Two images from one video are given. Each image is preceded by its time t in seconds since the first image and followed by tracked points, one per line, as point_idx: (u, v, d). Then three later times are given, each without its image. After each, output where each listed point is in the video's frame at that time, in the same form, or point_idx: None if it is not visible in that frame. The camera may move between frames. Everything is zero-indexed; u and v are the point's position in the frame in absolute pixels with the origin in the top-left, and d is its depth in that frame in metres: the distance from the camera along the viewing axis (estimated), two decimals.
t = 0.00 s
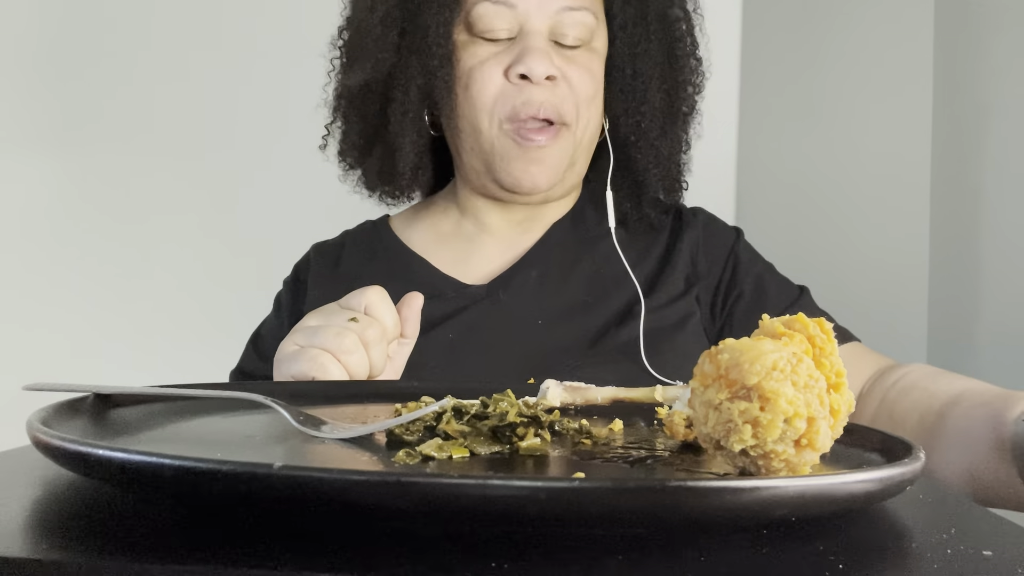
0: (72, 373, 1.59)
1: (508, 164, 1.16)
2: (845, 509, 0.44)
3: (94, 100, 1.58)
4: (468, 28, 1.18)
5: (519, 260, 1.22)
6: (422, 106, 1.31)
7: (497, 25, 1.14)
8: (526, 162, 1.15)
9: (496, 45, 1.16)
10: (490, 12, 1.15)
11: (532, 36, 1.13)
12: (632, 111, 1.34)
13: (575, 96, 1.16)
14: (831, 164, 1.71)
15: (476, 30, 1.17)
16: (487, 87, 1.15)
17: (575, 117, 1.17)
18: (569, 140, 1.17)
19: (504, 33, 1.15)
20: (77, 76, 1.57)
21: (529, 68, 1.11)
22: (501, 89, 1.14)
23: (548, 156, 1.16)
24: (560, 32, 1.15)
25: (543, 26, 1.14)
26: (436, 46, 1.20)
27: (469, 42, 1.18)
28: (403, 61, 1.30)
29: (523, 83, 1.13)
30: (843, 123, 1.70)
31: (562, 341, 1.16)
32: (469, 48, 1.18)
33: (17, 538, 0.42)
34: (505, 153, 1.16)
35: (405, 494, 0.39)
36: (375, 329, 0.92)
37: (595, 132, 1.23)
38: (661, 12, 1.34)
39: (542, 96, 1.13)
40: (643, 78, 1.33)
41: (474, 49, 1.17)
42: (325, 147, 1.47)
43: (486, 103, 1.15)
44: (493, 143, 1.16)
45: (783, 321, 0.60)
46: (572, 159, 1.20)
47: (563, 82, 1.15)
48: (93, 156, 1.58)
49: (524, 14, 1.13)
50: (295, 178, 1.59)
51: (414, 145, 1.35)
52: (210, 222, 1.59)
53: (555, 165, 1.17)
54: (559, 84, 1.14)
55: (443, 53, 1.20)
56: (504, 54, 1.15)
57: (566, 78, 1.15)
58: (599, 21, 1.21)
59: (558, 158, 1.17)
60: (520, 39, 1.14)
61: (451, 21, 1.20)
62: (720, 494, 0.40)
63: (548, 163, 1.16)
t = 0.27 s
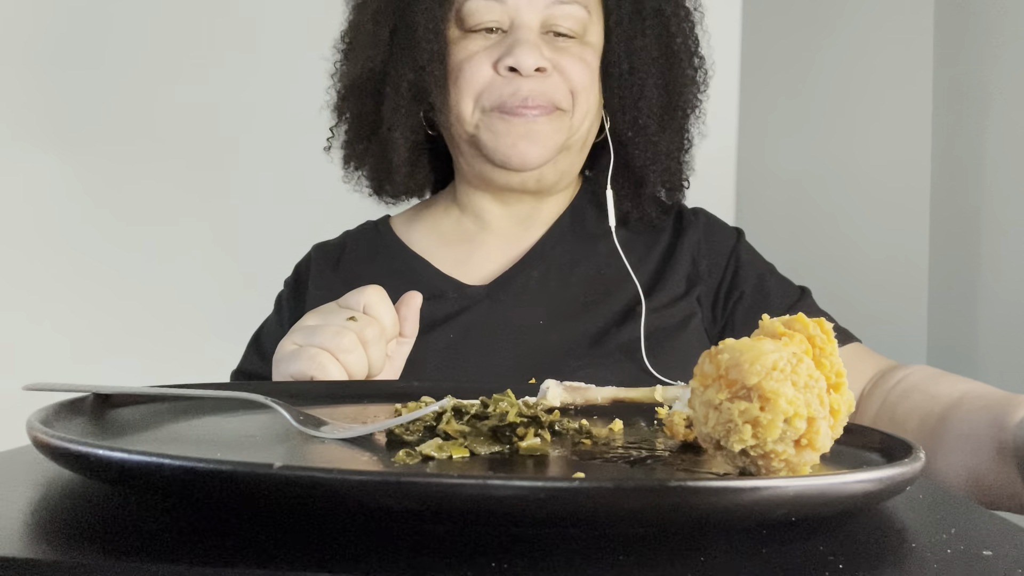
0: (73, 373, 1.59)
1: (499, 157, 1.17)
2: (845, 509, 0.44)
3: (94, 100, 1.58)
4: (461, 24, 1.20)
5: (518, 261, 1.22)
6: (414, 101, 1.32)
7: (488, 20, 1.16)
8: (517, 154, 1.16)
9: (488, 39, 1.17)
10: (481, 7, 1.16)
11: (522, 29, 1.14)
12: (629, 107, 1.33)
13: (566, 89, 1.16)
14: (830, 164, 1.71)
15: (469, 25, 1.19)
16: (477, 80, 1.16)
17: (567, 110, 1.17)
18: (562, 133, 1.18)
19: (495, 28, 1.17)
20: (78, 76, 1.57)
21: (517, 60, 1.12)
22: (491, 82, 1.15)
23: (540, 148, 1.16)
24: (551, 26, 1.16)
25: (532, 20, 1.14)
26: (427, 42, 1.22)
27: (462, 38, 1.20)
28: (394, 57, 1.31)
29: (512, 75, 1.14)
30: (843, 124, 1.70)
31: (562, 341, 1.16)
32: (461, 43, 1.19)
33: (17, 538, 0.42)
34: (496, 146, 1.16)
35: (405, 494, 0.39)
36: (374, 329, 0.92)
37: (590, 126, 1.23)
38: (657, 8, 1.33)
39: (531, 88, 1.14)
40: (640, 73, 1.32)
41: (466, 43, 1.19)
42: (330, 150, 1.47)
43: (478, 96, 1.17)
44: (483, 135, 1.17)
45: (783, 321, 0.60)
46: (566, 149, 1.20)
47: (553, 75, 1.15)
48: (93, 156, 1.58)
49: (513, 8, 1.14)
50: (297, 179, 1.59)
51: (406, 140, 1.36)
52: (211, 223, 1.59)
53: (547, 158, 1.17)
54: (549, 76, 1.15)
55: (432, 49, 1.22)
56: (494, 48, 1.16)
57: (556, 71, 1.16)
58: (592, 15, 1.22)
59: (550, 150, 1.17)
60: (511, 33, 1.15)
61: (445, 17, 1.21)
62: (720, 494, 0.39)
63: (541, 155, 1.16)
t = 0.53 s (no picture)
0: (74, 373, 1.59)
1: (489, 152, 1.16)
2: (845, 508, 0.44)
3: (93, 100, 1.58)
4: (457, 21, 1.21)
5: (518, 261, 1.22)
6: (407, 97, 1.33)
7: (483, 16, 1.17)
8: (506, 150, 1.15)
9: (482, 35, 1.18)
10: (477, 3, 1.17)
11: (516, 26, 1.15)
12: (625, 107, 1.33)
13: (559, 86, 1.16)
14: (829, 164, 1.71)
15: (464, 21, 1.20)
16: (468, 75, 1.17)
17: (560, 108, 1.17)
18: (553, 130, 1.17)
19: (490, 24, 1.17)
20: (77, 77, 1.57)
21: (509, 55, 1.13)
22: (484, 77, 1.16)
23: (530, 145, 1.15)
24: (546, 23, 1.16)
25: (527, 17, 1.15)
26: (422, 39, 1.23)
27: (457, 34, 1.21)
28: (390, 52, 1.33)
29: (505, 70, 1.14)
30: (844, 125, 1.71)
31: (562, 341, 1.16)
32: (456, 39, 1.20)
33: (16, 538, 0.42)
34: (486, 140, 1.16)
35: (405, 494, 0.39)
36: (374, 328, 0.92)
37: (585, 126, 1.23)
38: (655, 7, 1.33)
39: (520, 84, 1.14)
40: (636, 72, 1.32)
41: (461, 39, 1.20)
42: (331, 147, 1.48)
43: (470, 92, 1.17)
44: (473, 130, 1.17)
45: (783, 321, 0.60)
46: (557, 148, 1.20)
47: (547, 71, 1.15)
48: (93, 157, 1.58)
49: (508, 5, 1.15)
50: (300, 179, 1.59)
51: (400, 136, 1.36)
52: (214, 222, 1.59)
53: (537, 154, 1.17)
54: (542, 72, 1.15)
55: (427, 44, 1.23)
56: (487, 44, 1.17)
57: (550, 68, 1.16)
58: (589, 15, 1.22)
59: (541, 147, 1.16)
60: (505, 29, 1.16)
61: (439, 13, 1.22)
62: (720, 494, 0.39)
63: (530, 152, 1.16)
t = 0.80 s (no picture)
0: (74, 373, 1.59)
1: (490, 153, 1.16)
2: (845, 508, 0.44)
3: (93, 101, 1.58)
4: (458, 21, 1.21)
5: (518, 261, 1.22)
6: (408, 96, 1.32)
7: (484, 16, 1.17)
8: (508, 150, 1.15)
9: (483, 35, 1.18)
10: (478, 3, 1.17)
11: (517, 25, 1.15)
12: (626, 105, 1.33)
13: (560, 87, 1.16)
14: (829, 164, 1.71)
15: (465, 21, 1.20)
16: (469, 75, 1.17)
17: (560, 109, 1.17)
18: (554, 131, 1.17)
19: (491, 24, 1.17)
20: (77, 77, 1.57)
21: (511, 54, 1.13)
22: (486, 77, 1.16)
23: (532, 145, 1.15)
24: (547, 23, 1.16)
25: (529, 17, 1.15)
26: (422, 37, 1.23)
27: (458, 34, 1.21)
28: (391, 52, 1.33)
29: (506, 70, 1.14)
30: (844, 125, 1.71)
31: (562, 342, 1.16)
32: (457, 38, 1.20)
33: (17, 538, 0.42)
34: (488, 141, 1.15)
35: (405, 494, 0.39)
36: (374, 328, 0.92)
37: (584, 128, 1.23)
38: (655, 7, 1.33)
39: (522, 84, 1.14)
40: (636, 71, 1.31)
41: (461, 39, 1.20)
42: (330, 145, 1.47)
43: (471, 92, 1.17)
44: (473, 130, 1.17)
45: (783, 321, 0.60)
46: (557, 157, 1.20)
47: (548, 72, 1.15)
48: (92, 157, 1.58)
49: (509, 5, 1.15)
50: (299, 179, 1.59)
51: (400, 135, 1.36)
52: (213, 222, 1.59)
53: (540, 154, 1.16)
54: (544, 72, 1.15)
55: (427, 42, 1.22)
56: (488, 43, 1.17)
57: (551, 68, 1.16)
58: (589, 15, 1.22)
59: (543, 147, 1.16)
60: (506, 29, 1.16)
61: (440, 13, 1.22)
62: (720, 494, 0.39)
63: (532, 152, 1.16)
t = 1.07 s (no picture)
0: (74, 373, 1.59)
1: (488, 151, 1.16)
2: (845, 509, 0.44)
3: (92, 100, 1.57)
4: (458, 18, 1.21)
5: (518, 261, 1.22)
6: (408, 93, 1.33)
7: (484, 13, 1.17)
8: (506, 145, 1.14)
9: (483, 32, 1.18)
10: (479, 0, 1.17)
11: (517, 23, 1.15)
12: (626, 107, 1.32)
13: (560, 85, 1.16)
14: (827, 162, 1.80)
15: (466, 19, 1.20)
16: (468, 73, 1.17)
17: (560, 106, 1.17)
18: (553, 128, 1.17)
19: (491, 21, 1.18)
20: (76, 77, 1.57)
21: (511, 51, 1.13)
22: (485, 73, 1.16)
23: (531, 141, 1.15)
24: (547, 21, 1.16)
25: (529, 15, 1.15)
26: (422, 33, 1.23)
27: (458, 31, 1.21)
28: (390, 47, 1.33)
29: (506, 66, 1.14)
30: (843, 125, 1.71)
31: (562, 342, 1.16)
32: (457, 36, 1.20)
33: (17, 538, 0.42)
34: (485, 136, 1.15)
35: (405, 494, 0.39)
36: (374, 327, 0.92)
37: (582, 129, 1.23)
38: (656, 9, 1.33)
39: (522, 81, 1.14)
40: (636, 72, 1.31)
41: (462, 36, 1.20)
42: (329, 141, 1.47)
43: (471, 89, 1.17)
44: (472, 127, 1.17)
45: (783, 321, 0.60)
46: (554, 153, 1.20)
47: (548, 69, 1.15)
48: (91, 157, 1.58)
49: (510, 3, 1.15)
50: (300, 180, 1.59)
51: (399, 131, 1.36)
52: (213, 223, 1.59)
53: (538, 151, 1.16)
54: (543, 70, 1.15)
55: (427, 39, 1.23)
56: (488, 41, 1.17)
57: (551, 66, 1.16)
58: (590, 14, 1.22)
59: (541, 144, 1.16)
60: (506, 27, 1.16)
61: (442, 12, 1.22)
62: (720, 495, 0.40)
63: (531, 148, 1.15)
